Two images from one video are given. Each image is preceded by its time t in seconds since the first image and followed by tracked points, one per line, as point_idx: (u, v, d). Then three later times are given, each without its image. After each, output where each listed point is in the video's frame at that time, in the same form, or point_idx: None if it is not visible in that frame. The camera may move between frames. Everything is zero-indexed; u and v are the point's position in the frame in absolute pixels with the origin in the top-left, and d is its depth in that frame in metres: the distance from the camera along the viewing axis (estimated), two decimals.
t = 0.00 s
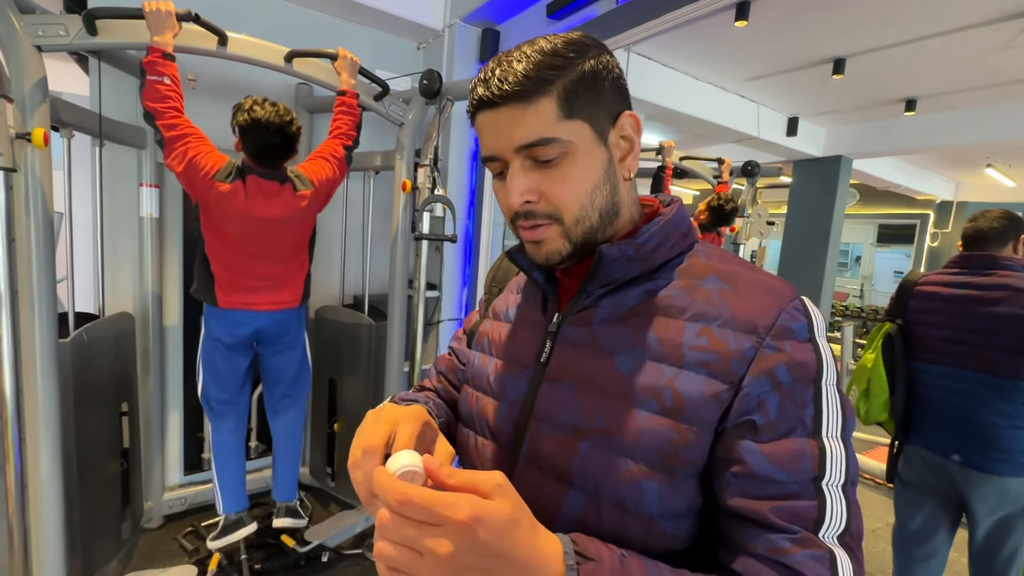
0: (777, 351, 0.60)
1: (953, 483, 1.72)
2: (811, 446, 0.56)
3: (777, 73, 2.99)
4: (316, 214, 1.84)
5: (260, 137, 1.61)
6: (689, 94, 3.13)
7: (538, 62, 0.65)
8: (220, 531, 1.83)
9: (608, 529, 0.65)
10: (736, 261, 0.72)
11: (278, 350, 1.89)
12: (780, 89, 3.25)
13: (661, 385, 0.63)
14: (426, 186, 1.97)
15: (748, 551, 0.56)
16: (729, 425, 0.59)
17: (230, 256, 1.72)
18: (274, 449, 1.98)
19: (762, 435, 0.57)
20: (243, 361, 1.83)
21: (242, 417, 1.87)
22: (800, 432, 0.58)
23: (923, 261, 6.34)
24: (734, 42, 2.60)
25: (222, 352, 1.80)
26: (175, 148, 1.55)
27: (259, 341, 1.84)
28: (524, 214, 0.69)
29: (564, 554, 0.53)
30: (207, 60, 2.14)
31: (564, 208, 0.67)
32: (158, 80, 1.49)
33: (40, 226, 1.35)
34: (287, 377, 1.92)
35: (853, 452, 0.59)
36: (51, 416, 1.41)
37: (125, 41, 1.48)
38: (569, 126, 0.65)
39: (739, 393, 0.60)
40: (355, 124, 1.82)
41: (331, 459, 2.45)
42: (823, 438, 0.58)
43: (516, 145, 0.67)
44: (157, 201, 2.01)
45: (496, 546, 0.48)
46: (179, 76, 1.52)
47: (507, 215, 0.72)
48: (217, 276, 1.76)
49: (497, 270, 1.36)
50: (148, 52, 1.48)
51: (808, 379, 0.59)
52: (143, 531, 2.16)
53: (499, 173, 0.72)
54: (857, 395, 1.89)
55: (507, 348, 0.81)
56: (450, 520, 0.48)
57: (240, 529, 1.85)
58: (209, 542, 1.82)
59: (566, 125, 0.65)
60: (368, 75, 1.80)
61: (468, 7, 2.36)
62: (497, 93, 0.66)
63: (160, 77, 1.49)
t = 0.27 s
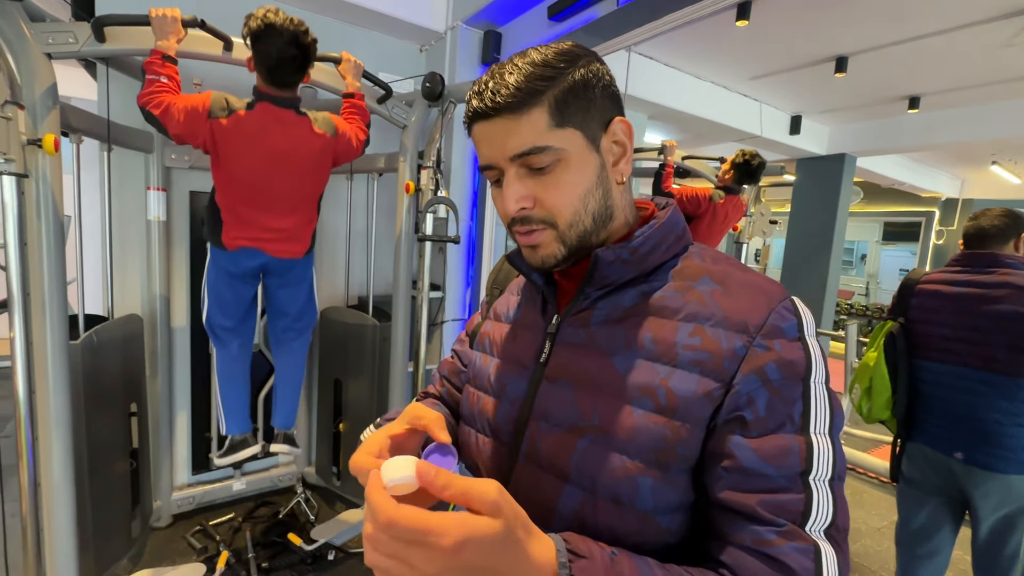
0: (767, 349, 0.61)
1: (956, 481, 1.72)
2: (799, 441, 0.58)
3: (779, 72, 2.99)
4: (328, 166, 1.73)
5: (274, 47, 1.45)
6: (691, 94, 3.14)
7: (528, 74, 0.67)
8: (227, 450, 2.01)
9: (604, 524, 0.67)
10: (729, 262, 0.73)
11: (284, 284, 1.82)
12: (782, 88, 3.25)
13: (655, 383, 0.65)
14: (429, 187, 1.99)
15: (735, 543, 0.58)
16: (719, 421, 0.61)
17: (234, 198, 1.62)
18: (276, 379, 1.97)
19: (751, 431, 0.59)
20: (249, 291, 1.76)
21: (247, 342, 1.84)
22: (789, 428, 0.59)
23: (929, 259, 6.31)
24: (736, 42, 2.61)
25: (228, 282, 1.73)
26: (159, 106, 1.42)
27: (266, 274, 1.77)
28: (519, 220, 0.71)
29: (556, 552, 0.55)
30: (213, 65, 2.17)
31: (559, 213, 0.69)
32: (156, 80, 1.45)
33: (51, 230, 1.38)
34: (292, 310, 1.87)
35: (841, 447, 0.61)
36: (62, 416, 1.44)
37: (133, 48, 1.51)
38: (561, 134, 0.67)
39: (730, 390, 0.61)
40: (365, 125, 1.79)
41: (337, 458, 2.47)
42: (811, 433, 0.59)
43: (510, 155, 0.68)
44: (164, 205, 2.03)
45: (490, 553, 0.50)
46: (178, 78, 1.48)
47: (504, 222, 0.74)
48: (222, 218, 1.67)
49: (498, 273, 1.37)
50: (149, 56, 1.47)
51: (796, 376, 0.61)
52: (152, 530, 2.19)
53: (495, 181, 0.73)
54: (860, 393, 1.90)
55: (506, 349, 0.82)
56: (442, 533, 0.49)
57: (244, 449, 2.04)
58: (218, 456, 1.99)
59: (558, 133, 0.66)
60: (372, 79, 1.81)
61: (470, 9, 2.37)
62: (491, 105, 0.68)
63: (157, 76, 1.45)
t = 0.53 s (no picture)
0: (764, 345, 0.62)
1: (961, 478, 1.72)
2: (792, 436, 0.58)
3: (782, 70, 2.98)
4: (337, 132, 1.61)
5: None
6: (694, 92, 3.13)
7: (540, 74, 0.67)
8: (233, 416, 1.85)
9: (601, 519, 0.68)
10: (728, 260, 0.73)
11: (292, 250, 1.69)
12: (785, 85, 3.24)
13: (653, 380, 0.65)
14: (432, 188, 2.00)
15: (723, 532, 0.59)
16: (715, 415, 0.62)
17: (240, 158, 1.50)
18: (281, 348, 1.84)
19: (745, 423, 0.60)
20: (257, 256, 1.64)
21: (255, 308, 1.72)
22: (782, 422, 0.59)
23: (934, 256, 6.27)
24: (738, 40, 2.60)
25: (236, 246, 1.60)
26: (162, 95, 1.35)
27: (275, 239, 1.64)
28: (526, 221, 0.71)
29: (546, 534, 0.56)
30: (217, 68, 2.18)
31: (566, 214, 0.69)
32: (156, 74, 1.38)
33: (59, 233, 1.39)
34: (300, 277, 1.74)
35: (836, 443, 0.61)
36: (71, 417, 1.46)
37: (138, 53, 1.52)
38: (569, 136, 0.67)
39: (727, 386, 0.62)
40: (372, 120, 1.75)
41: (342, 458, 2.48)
42: (805, 428, 0.59)
43: (518, 154, 0.68)
44: (169, 207, 2.05)
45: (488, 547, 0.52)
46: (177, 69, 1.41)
47: (510, 222, 0.74)
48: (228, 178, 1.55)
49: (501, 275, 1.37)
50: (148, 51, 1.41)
51: (792, 371, 0.61)
52: (159, 530, 2.21)
53: (502, 180, 0.74)
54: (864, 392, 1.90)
55: (508, 349, 0.83)
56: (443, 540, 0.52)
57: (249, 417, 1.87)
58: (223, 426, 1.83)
59: (567, 134, 0.67)
60: (374, 80, 1.82)
61: (472, 10, 2.38)
62: (500, 103, 0.68)
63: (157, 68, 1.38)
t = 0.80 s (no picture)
0: (770, 346, 0.62)
1: (968, 477, 1.71)
2: (800, 437, 0.58)
3: (785, 67, 2.97)
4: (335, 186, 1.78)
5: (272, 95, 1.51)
6: (697, 89, 3.12)
7: (542, 72, 0.67)
8: (244, 493, 1.86)
9: (607, 519, 0.67)
10: (733, 260, 0.73)
11: (294, 318, 1.86)
12: (789, 82, 3.22)
13: (658, 380, 0.65)
14: (435, 187, 2.00)
15: (731, 535, 0.59)
16: (722, 416, 0.61)
17: (242, 226, 1.67)
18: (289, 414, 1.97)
19: (752, 425, 0.59)
20: (262, 328, 1.80)
21: (262, 380, 1.85)
22: (790, 423, 0.59)
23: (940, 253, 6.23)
24: (741, 37, 2.59)
25: (242, 319, 1.77)
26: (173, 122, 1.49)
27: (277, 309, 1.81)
28: (527, 218, 0.71)
29: (555, 536, 0.56)
30: (220, 69, 2.20)
31: (568, 211, 0.69)
32: (166, 90, 1.49)
33: (65, 234, 1.40)
34: (303, 344, 1.90)
35: (843, 443, 0.60)
36: (78, 417, 1.47)
37: (142, 54, 1.54)
38: (570, 133, 0.67)
39: (733, 386, 0.61)
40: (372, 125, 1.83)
41: (347, 458, 2.50)
42: (812, 429, 0.59)
43: (519, 152, 0.69)
44: (174, 208, 2.06)
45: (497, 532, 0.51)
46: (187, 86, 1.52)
47: (511, 219, 0.74)
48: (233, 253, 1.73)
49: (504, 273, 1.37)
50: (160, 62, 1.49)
51: (799, 372, 0.61)
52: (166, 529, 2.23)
53: (503, 178, 0.74)
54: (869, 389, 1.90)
55: (513, 348, 0.83)
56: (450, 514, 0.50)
57: (262, 490, 1.87)
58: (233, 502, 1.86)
59: (569, 132, 0.67)
60: (377, 80, 1.83)
61: (474, 9, 2.38)
62: (501, 101, 0.68)
63: (168, 86, 1.49)
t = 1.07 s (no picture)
0: (782, 346, 0.61)
1: (979, 476, 1.69)
2: (816, 438, 0.58)
3: (791, 63, 2.95)
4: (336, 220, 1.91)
5: (280, 156, 1.72)
6: (702, 87, 3.10)
7: (555, 64, 0.67)
8: (244, 543, 1.85)
9: (619, 521, 0.67)
10: (742, 259, 0.73)
11: (300, 364, 1.94)
12: (795, 78, 3.20)
13: (669, 381, 0.65)
14: (439, 186, 1.99)
15: (753, 539, 0.58)
16: (735, 418, 0.61)
17: (251, 268, 1.76)
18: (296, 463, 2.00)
19: (768, 428, 0.59)
20: (268, 376, 1.87)
21: (267, 431, 1.89)
22: (805, 425, 0.59)
23: (948, 250, 6.18)
24: (746, 33, 2.58)
25: (248, 367, 1.84)
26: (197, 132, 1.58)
27: (283, 356, 1.89)
28: (532, 211, 0.71)
29: (576, 545, 0.57)
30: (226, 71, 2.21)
31: (572, 207, 0.69)
32: (185, 94, 1.53)
33: (73, 236, 1.41)
34: (309, 391, 1.96)
35: (858, 443, 0.60)
36: (88, 417, 1.48)
37: (150, 56, 1.54)
38: (579, 127, 0.67)
39: (745, 388, 0.61)
40: (367, 128, 1.83)
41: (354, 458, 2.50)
42: (828, 430, 0.59)
43: (527, 144, 0.68)
44: (181, 209, 2.08)
45: (510, 543, 0.51)
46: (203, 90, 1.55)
47: (516, 212, 0.74)
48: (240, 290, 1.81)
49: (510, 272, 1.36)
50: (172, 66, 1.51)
51: (812, 373, 0.60)
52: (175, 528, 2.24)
53: (509, 169, 0.74)
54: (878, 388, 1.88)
55: (520, 349, 0.83)
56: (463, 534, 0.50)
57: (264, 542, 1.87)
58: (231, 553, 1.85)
59: (577, 126, 0.67)
60: (381, 80, 1.83)
61: (478, 8, 2.38)
62: (512, 92, 0.68)
63: (185, 90, 1.53)
